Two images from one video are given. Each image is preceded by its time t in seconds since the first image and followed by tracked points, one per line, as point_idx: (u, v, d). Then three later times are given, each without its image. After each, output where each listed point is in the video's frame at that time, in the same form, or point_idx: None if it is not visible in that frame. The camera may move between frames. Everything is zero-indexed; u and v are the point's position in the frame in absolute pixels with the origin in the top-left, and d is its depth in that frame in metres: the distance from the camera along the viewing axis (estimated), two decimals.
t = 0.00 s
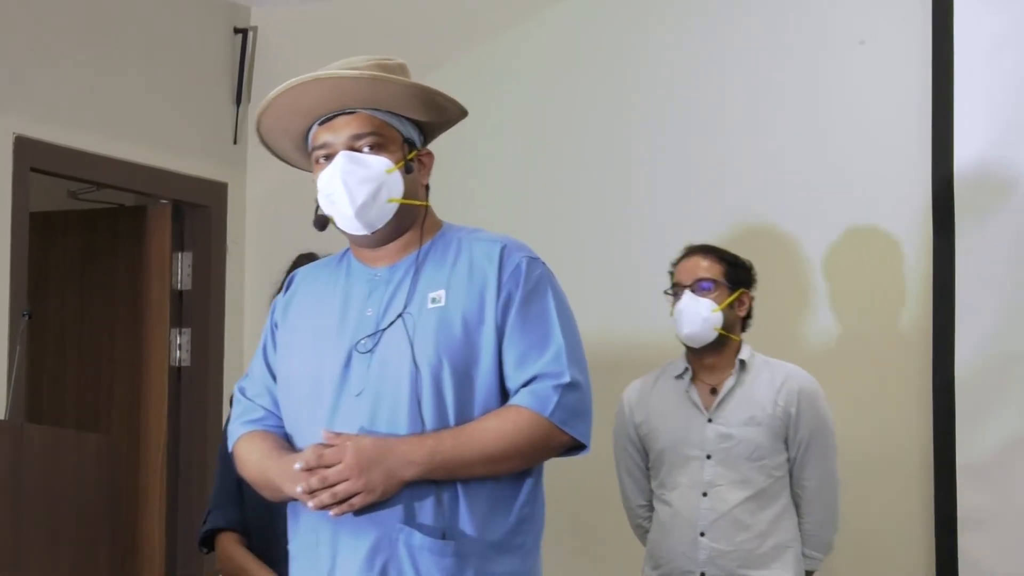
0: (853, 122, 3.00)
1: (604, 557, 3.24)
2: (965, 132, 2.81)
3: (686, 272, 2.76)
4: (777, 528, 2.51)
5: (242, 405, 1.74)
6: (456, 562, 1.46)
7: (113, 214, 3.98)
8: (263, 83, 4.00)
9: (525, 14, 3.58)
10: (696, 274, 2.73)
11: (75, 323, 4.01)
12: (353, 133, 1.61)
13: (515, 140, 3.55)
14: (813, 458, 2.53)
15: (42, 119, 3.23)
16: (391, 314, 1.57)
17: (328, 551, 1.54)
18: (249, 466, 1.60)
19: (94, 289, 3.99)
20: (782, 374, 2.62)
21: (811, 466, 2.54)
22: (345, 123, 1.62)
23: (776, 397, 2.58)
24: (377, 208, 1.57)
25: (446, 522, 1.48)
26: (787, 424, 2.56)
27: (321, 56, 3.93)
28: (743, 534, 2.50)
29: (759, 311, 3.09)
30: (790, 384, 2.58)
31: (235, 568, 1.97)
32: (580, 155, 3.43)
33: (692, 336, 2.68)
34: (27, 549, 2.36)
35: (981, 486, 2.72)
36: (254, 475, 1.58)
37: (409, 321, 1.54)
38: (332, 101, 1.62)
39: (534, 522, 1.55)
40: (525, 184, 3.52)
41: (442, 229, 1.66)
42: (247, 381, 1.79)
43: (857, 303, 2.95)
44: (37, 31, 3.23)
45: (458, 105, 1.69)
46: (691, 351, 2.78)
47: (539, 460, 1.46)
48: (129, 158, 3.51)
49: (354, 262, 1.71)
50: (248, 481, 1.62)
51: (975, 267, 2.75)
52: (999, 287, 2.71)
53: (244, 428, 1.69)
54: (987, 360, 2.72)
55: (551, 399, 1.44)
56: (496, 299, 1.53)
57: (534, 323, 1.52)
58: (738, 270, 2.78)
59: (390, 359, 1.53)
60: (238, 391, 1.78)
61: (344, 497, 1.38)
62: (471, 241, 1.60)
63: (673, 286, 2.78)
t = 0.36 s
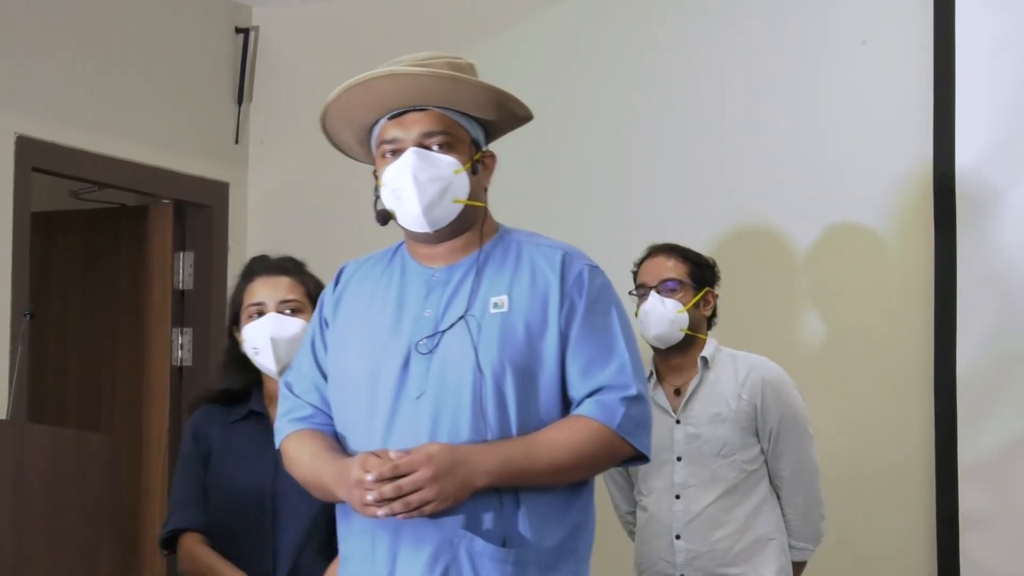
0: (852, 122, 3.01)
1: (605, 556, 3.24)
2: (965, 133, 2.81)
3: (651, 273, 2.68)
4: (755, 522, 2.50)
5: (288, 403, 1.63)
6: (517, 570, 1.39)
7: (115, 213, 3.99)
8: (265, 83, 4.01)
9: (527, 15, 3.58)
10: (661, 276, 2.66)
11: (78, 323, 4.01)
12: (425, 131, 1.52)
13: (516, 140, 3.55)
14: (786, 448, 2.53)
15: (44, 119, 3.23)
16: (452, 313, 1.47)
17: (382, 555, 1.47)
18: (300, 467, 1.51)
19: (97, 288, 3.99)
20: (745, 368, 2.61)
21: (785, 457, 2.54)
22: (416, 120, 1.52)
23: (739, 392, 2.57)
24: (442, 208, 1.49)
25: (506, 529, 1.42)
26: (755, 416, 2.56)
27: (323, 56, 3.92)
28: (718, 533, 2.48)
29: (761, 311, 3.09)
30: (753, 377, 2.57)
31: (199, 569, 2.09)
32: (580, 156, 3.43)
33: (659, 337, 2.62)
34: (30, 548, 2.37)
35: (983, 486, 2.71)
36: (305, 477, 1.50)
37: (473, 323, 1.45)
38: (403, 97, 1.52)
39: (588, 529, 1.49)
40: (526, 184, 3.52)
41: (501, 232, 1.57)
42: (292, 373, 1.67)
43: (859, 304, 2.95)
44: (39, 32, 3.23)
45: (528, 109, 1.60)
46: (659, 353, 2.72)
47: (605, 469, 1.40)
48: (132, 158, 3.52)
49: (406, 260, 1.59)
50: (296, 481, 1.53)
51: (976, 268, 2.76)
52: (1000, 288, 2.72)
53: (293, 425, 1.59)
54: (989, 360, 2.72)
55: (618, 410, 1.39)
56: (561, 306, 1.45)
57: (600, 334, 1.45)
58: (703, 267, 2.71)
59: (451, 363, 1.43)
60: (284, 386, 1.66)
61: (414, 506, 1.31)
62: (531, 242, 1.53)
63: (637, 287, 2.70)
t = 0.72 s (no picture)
0: (853, 122, 3.01)
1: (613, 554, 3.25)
2: (969, 133, 2.79)
3: (694, 270, 2.62)
4: (790, 528, 2.47)
5: (330, 396, 1.70)
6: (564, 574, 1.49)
7: (118, 213, 4.02)
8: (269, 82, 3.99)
9: (532, 12, 3.56)
10: (704, 274, 2.60)
11: (82, 321, 4.01)
12: (494, 133, 1.62)
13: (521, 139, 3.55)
14: (823, 454, 2.49)
15: (47, 119, 3.25)
16: (501, 319, 1.58)
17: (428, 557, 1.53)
18: (344, 464, 1.59)
19: (100, 288, 4.02)
20: (784, 372, 2.55)
21: (823, 463, 2.49)
22: (487, 120, 1.62)
23: (779, 398, 2.52)
24: (502, 211, 1.60)
25: (553, 534, 1.50)
26: (793, 423, 2.51)
27: (325, 55, 3.90)
28: (754, 541, 2.44)
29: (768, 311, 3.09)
30: (793, 383, 2.52)
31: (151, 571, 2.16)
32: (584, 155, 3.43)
33: (702, 337, 2.55)
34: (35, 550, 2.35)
35: (986, 488, 2.70)
36: (348, 471, 1.58)
37: (524, 328, 1.56)
38: (473, 97, 1.62)
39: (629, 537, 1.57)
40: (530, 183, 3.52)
41: (551, 236, 1.68)
42: (332, 365, 1.74)
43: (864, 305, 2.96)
44: (40, 32, 3.25)
45: (589, 122, 1.71)
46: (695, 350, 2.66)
47: (650, 477, 1.51)
48: (140, 159, 3.54)
49: (454, 258, 1.68)
50: (336, 474, 1.62)
51: (980, 267, 2.75)
52: (1003, 288, 2.71)
53: (332, 420, 1.66)
54: (992, 361, 2.71)
55: (667, 419, 1.50)
56: (611, 314, 1.56)
57: (649, 342, 1.56)
58: (747, 270, 2.65)
59: (501, 364, 1.54)
60: (324, 379, 1.73)
61: (464, 511, 1.42)
62: (582, 252, 1.63)
63: (678, 284, 2.64)
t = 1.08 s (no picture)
0: (862, 123, 3.01)
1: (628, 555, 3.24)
2: (981, 129, 2.81)
3: (791, 263, 2.57)
4: (858, 528, 2.44)
5: (364, 387, 1.76)
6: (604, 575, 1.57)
7: (129, 212, 4.05)
8: (280, 82, 3.98)
9: (543, 11, 3.55)
10: (802, 269, 2.55)
11: (94, 320, 4.04)
12: (541, 143, 1.70)
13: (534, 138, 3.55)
14: (901, 455, 2.43)
15: (61, 118, 3.28)
16: (543, 320, 1.67)
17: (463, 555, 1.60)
18: (382, 460, 1.65)
19: (111, 287, 4.04)
20: (873, 368, 2.52)
21: (899, 465, 2.44)
22: (533, 130, 1.70)
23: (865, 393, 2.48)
24: (548, 219, 1.69)
25: (595, 535, 1.60)
26: (875, 421, 2.47)
27: (335, 54, 3.91)
28: (822, 536, 2.43)
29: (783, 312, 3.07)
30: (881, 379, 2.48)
31: None
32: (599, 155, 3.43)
33: (796, 333, 2.53)
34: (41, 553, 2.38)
35: (1000, 486, 2.71)
36: (382, 466, 1.65)
37: (569, 330, 1.64)
38: (522, 107, 1.70)
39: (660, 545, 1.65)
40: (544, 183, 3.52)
41: (589, 240, 1.77)
42: (364, 359, 1.80)
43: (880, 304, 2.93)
44: (53, 31, 3.27)
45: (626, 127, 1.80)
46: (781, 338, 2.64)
47: (691, 477, 1.60)
48: (151, 156, 3.54)
49: (490, 258, 1.77)
50: (368, 467, 1.68)
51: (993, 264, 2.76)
52: (1015, 284, 2.72)
53: (366, 412, 1.72)
54: (1006, 358, 2.72)
55: (709, 422, 1.60)
56: (653, 318, 1.66)
57: (688, 348, 1.66)
58: (842, 262, 2.61)
59: (544, 364, 1.63)
60: (357, 369, 1.79)
61: (508, 512, 1.51)
62: (622, 256, 1.72)
63: (771, 275, 2.59)
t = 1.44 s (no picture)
0: (889, 123, 3.01)
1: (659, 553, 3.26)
2: (1006, 128, 2.82)
3: (850, 261, 2.58)
4: (895, 530, 2.45)
5: (393, 387, 1.73)
6: None
7: (154, 213, 4.04)
8: (303, 81, 3.99)
9: (569, 11, 3.56)
10: (861, 268, 2.56)
11: (118, 319, 4.05)
12: (577, 143, 1.69)
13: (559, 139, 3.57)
14: (944, 460, 2.44)
15: (85, 117, 3.35)
16: (574, 322, 1.64)
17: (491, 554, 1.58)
18: (411, 459, 1.63)
19: (136, 287, 4.04)
20: (920, 372, 2.52)
21: (941, 470, 2.45)
22: (570, 130, 1.69)
23: (911, 395, 2.50)
24: (580, 220, 1.66)
25: (622, 537, 1.56)
26: (919, 424, 2.48)
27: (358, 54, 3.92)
28: (858, 536, 2.46)
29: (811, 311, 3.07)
30: (928, 383, 2.49)
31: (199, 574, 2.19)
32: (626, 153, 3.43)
33: (852, 333, 2.54)
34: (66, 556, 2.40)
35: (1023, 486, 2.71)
36: (411, 465, 1.62)
37: (599, 332, 1.62)
38: (560, 107, 1.69)
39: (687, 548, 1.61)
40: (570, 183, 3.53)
41: (621, 242, 1.74)
42: (393, 359, 1.77)
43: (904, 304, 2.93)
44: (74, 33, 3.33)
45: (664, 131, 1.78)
46: (832, 335, 2.64)
47: (719, 479, 1.57)
48: (173, 155, 3.58)
49: (521, 259, 1.74)
50: (398, 466, 1.66)
51: (1016, 262, 2.77)
52: None
53: (396, 411, 1.70)
54: None
55: (738, 423, 1.56)
56: (684, 320, 1.63)
57: (720, 349, 1.63)
58: (900, 261, 2.61)
59: (575, 366, 1.60)
60: (385, 369, 1.76)
61: (535, 511, 1.48)
62: (653, 258, 1.69)
63: (828, 271, 2.60)
